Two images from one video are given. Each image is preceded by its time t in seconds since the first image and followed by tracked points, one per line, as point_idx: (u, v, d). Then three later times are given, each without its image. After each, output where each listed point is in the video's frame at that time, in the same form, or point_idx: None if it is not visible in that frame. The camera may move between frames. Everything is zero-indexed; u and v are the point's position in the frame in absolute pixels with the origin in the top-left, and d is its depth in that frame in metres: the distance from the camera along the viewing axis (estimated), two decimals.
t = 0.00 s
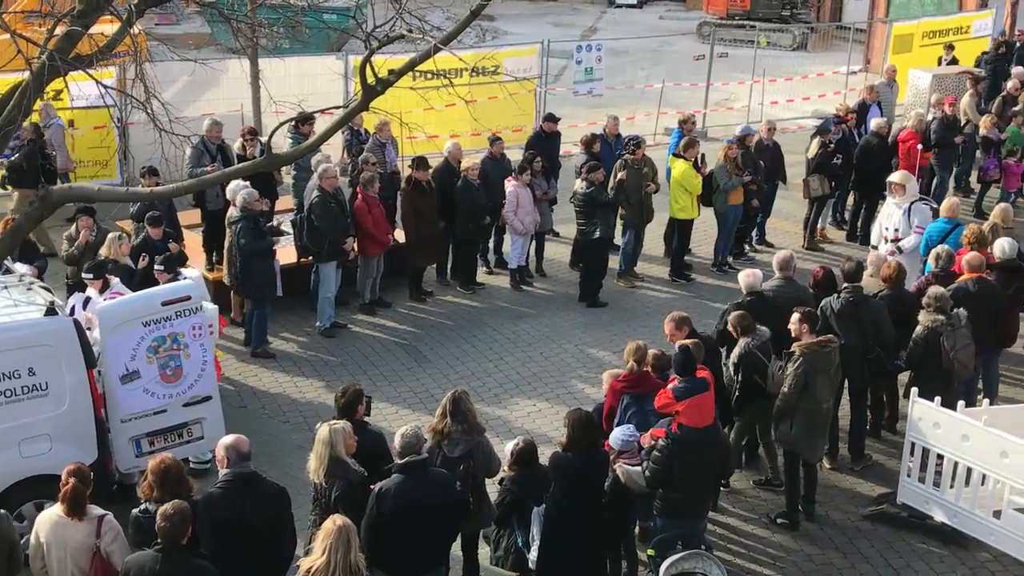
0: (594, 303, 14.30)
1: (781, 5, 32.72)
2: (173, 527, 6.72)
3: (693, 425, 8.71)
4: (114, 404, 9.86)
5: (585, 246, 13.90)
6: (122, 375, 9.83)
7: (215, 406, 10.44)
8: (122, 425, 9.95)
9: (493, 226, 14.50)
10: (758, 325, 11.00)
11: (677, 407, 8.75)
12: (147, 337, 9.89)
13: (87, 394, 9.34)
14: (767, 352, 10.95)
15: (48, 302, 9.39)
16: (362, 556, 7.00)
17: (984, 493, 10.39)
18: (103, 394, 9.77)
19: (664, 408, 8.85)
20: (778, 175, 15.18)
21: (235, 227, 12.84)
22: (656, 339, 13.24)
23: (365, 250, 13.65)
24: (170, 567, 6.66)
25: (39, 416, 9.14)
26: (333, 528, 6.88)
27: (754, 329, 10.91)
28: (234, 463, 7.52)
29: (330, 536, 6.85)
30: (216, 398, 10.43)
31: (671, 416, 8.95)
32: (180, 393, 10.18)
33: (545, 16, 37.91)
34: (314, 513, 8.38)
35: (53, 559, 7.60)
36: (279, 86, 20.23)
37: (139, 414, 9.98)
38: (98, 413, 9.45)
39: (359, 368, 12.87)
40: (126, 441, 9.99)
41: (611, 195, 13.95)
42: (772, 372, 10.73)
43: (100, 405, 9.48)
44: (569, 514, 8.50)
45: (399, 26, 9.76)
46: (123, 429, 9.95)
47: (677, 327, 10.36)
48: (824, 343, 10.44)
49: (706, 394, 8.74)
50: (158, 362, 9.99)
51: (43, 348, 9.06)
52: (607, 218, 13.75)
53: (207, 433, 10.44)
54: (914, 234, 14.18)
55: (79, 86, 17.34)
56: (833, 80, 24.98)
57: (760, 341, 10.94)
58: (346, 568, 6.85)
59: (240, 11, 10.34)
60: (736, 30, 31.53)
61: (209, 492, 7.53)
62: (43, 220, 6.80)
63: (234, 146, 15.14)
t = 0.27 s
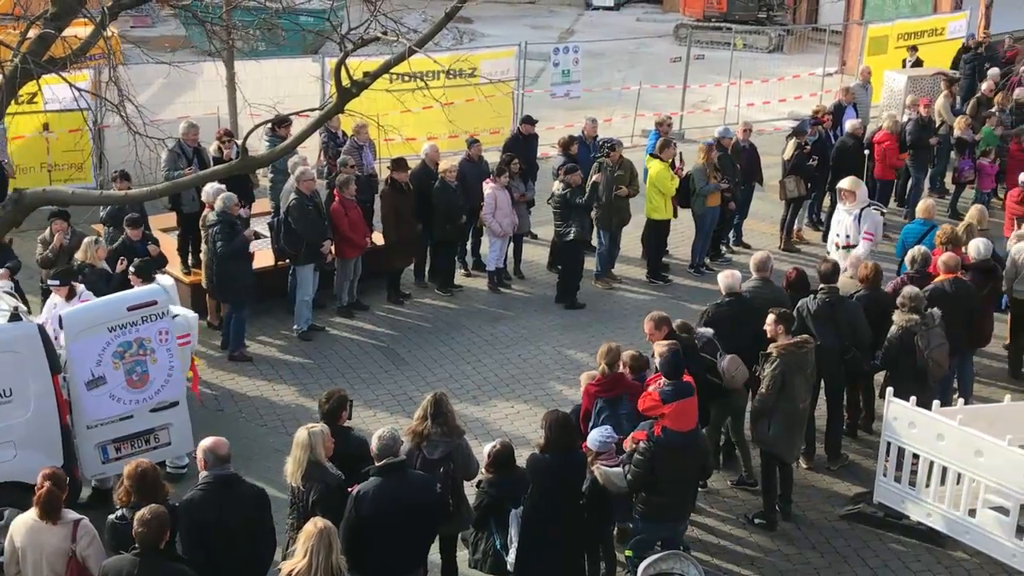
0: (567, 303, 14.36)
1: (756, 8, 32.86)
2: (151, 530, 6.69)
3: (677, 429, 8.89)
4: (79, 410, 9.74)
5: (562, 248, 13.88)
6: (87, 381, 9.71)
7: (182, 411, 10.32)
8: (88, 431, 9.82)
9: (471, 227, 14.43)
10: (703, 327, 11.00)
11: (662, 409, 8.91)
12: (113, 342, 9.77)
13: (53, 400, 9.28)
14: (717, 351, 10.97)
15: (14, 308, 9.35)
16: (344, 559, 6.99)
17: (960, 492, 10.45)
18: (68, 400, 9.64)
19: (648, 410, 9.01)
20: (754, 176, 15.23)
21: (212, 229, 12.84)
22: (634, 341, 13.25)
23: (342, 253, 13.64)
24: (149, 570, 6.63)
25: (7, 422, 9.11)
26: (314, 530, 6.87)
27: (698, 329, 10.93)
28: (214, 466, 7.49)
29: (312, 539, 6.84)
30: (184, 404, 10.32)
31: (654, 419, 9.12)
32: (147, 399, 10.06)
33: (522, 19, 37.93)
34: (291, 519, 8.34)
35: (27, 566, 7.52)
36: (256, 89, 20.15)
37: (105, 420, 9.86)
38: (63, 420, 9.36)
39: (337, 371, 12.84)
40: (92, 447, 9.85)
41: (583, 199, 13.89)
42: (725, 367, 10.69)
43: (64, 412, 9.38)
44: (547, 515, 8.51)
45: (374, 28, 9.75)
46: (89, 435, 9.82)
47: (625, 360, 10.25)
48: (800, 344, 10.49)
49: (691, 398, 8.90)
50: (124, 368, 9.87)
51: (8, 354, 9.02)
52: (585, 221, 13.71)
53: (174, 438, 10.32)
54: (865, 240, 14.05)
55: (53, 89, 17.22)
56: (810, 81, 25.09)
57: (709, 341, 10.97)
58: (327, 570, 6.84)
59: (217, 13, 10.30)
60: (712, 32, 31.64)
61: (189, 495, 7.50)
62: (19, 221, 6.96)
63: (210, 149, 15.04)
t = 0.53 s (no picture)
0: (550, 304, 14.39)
1: (741, 10, 32.95)
2: (124, 536, 6.68)
3: (666, 431, 8.93)
4: (56, 414, 9.69)
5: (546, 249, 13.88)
6: (64, 386, 9.66)
7: (160, 415, 10.31)
8: (65, 436, 9.79)
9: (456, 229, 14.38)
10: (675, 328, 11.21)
11: (652, 411, 8.94)
12: (89, 346, 9.69)
13: (29, 405, 9.27)
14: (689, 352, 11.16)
15: None
16: (329, 561, 6.99)
17: (943, 492, 10.48)
18: (44, 405, 9.58)
19: (637, 412, 9.02)
20: (740, 176, 15.19)
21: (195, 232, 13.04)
22: (618, 343, 13.27)
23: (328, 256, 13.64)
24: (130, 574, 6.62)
25: None
26: (298, 533, 6.87)
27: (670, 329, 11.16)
28: (197, 469, 7.46)
29: (297, 542, 6.83)
30: (161, 408, 10.30)
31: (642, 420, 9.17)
32: (124, 404, 10.02)
33: (508, 21, 37.97)
34: (274, 520, 8.35)
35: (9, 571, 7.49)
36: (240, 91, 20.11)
37: (82, 425, 9.82)
38: (39, 424, 9.38)
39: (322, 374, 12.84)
40: (69, 452, 9.82)
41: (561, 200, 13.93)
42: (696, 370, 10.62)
43: (41, 416, 9.38)
44: (532, 516, 8.50)
45: (357, 30, 9.75)
46: (65, 440, 9.79)
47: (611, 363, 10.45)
48: (784, 344, 10.54)
49: (680, 401, 8.96)
50: (101, 372, 9.83)
51: None
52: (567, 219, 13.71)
53: (152, 443, 10.32)
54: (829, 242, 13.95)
55: (36, 91, 17.18)
56: (794, 84, 25.15)
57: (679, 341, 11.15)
58: (312, 573, 6.84)
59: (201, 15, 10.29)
60: (697, 34, 31.72)
61: (173, 498, 7.48)
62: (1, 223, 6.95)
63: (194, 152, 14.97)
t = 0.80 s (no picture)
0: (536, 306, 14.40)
1: (727, 13, 33.04)
2: (92, 542, 6.71)
3: (656, 434, 8.96)
4: (32, 419, 9.68)
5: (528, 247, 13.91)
6: (40, 390, 9.66)
7: (138, 420, 10.25)
8: (41, 441, 9.74)
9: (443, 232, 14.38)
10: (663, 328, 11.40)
11: (641, 413, 8.96)
12: (66, 351, 9.71)
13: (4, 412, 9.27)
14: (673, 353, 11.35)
15: None
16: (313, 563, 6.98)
17: (927, 493, 10.49)
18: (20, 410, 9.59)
19: (627, 414, 9.03)
20: (726, 178, 15.18)
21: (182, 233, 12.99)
22: (604, 345, 13.28)
23: (314, 259, 13.64)
24: None
25: None
26: (282, 535, 6.87)
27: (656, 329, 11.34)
28: (179, 473, 7.44)
29: (280, 544, 6.83)
30: (139, 413, 10.24)
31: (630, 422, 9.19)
32: (100, 409, 9.97)
33: (495, 24, 38.02)
34: (259, 523, 8.35)
35: None
36: (226, 94, 20.08)
37: (58, 430, 9.78)
38: (15, 430, 9.39)
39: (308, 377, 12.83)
40: (45, 458, 9.77)
41: (536, 200, 13.97)
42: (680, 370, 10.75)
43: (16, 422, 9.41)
44: (517, 517, 8.50)
45: (341, 32, 9.75)
46: (41, 445, 9.74)
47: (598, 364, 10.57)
48: (769, 345, 10.56)
49: (671, 405, 9.01)
50: (77, 377, 9.81)
51: None
52: (544, 218, 13.77)
53: (130, 448, 10.27)
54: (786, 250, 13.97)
55: (20, 94, 17.15)
56: (780, 86, 25.22)
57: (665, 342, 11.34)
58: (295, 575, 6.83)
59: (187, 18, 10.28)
60: (683, 37, 31.78)
61: (156, 502, 7.48)
62: None
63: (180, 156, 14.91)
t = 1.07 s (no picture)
0: (527, 308, 14.40)
1: (718, 15, 33.10)
2: (73, 544, 6.77)
3: (647, 435, 8.93)
4: (14, 423, 9.66)
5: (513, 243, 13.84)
6: (22, 395, 9.63)
7: (120, 424, 10.23)
8: (23, 446, 9.72)
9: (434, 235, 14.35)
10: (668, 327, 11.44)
11: (634, 415, 8.98)
12: (48, 355, 9.70)
13: None
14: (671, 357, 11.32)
15: None
16: (301, 565, 6.97)
17: (918, 494, 10.50)
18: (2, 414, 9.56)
19: (620, 415, 9.10)
20: (717, 180, 15.07)
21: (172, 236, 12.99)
22: (594, 346, 13.28)
23: (304, 261, 13.64)
24: None
25: None
26: (270, 536, 6.84)
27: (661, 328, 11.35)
28: (166, 476, 7.43)
29: (268, 545, 6.81)
30: (121, 417, 10.23)
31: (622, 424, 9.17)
32: (82, 413, 9.95)
33: (485, 26, 38.02)
34: (249, 526, 8.33)
35: None
36: (216, 96, 20.05)
37: (40, 434, 9.76)
38: None
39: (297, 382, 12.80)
40: (28, 462, 9.75)
41: (520, 200, 13.94)
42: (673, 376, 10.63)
43: None
44: (508, 519, 8.48)
45: (330, 33, 9.72)
46: (24, 450, 9.72)
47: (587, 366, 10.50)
48: (760, 347, 10.58)
49: (663, 405, 8.98)
50: (60, 381, 9.81)
51: None
52: (527, 216, 13.77)
53: (113, 452, 10.23)
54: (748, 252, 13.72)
55: (9, 97, 17.12)
56: (770, 88, 25.26)
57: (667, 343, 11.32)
58: None
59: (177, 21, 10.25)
60: (673, 39, 31.83)
61: (143, 504, 7.47)
62: None
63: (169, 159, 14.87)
